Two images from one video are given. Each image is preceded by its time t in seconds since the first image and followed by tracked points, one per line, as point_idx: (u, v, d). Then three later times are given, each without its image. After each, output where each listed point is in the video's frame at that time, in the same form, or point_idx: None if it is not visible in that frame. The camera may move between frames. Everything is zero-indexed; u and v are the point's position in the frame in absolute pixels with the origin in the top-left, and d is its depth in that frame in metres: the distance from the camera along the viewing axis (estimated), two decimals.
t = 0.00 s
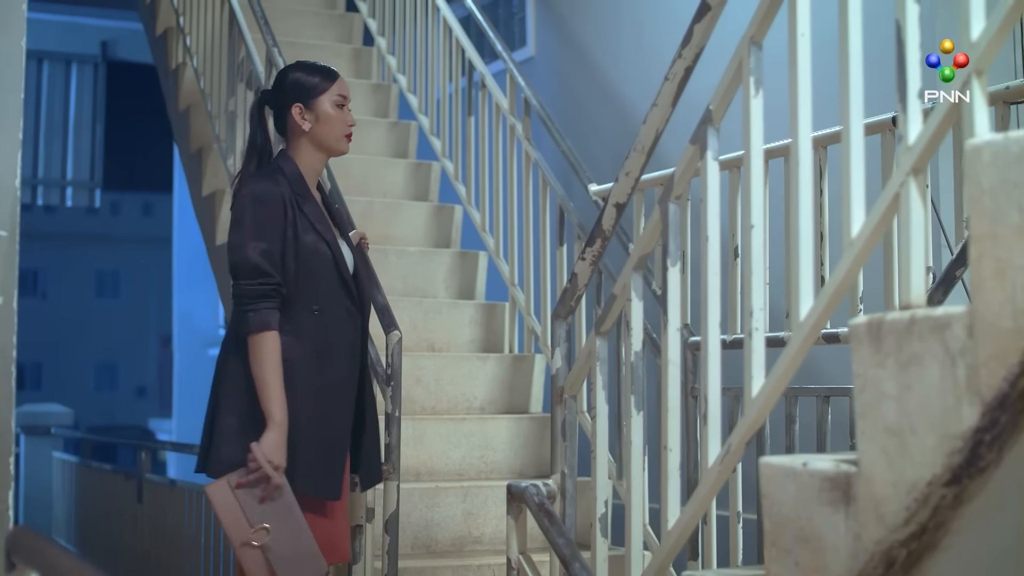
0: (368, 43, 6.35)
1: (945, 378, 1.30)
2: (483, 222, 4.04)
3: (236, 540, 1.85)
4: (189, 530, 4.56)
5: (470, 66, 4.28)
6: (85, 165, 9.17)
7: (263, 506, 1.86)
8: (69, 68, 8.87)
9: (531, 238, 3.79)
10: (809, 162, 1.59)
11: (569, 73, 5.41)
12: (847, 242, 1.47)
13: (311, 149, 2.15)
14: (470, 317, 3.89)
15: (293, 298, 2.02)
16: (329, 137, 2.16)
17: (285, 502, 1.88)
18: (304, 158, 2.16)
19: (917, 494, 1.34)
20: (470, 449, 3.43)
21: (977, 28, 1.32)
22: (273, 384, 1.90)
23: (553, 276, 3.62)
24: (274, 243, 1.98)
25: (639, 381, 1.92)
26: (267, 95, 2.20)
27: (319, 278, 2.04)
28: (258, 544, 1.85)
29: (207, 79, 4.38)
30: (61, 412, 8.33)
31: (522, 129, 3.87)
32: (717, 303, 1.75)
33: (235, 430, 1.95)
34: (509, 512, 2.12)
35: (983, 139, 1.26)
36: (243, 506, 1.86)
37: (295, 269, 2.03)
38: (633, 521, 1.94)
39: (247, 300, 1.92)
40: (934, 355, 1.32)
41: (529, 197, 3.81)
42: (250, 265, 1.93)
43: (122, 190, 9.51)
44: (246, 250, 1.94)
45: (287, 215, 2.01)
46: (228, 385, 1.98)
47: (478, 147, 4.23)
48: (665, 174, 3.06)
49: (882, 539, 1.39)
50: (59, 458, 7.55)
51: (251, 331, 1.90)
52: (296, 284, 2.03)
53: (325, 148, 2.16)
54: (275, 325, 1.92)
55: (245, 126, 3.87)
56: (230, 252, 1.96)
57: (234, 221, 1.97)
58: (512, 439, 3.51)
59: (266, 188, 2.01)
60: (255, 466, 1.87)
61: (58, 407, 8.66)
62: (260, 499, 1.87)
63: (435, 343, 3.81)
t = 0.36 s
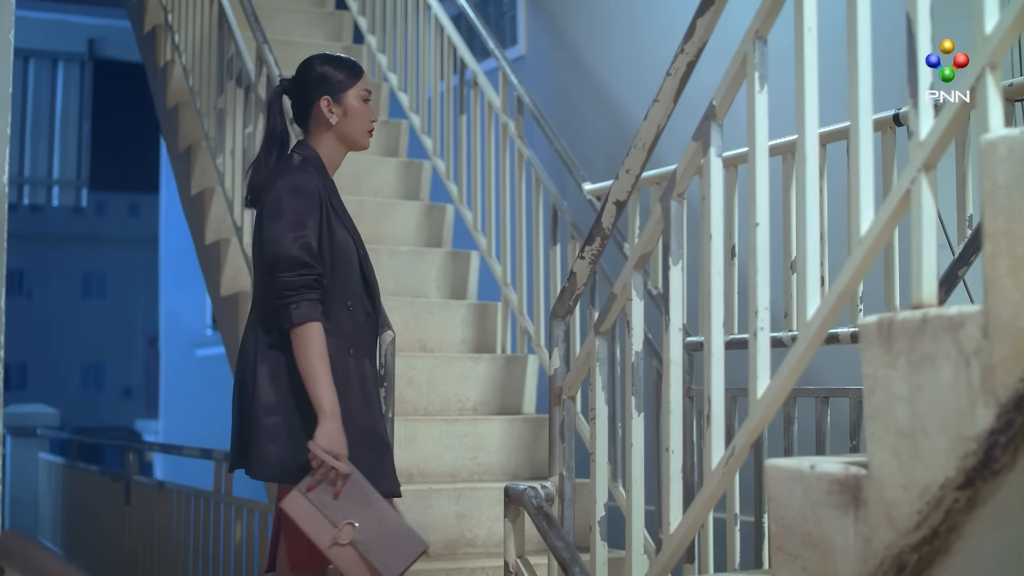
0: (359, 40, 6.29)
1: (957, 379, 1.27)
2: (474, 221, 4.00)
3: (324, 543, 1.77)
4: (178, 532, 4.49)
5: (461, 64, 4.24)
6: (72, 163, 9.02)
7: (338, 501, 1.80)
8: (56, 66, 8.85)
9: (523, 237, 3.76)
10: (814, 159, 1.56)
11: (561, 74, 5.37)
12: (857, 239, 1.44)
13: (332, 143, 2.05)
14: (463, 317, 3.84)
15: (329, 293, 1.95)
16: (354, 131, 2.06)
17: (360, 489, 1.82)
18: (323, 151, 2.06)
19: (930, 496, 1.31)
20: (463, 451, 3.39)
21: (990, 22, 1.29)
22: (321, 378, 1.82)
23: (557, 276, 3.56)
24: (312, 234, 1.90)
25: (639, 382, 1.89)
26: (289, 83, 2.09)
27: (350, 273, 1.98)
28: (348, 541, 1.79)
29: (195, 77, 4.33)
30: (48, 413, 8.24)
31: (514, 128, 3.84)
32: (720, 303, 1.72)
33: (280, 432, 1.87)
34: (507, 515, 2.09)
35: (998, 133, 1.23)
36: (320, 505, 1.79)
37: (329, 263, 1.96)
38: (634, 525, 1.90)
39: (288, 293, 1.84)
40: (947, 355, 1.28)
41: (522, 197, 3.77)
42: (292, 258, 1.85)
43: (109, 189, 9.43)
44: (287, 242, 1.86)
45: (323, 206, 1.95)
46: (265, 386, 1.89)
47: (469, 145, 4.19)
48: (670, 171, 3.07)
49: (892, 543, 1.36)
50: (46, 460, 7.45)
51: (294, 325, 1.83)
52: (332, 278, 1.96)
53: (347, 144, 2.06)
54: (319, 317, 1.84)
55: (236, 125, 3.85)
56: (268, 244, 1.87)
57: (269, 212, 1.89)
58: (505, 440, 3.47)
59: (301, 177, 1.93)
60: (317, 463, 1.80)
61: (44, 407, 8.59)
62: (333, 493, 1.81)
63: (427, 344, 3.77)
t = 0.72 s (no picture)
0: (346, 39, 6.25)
1: (969, 381, 1.24)
2: (465, 222, 3.96)
3: (349, 555, 1.79)
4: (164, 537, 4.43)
5: (451, 64, 4.21)
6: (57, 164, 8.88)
7: (370, 515, 1.81)
8: (41, 65, 8.85)
9: (515, 238, 3.72)
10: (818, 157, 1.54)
11: (551, 74, 5.34)
12: (864, 239, 1.40)
13: (366, 143, 2.01)
14: (453, 318, 3.81)
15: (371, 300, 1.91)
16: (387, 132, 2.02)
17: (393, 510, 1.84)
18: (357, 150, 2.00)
19: (940, 501, 1.28)
20: (454, 454, 3.36)
21: (1002, 17, 1.27)
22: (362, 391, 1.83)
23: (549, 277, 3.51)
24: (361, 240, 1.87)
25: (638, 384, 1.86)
26: (317, 82, 2.03)
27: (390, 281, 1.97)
28: (370, 557, 1.80)
29: (182, 76, 4.27)
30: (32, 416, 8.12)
31: (505, 128, 3.80)
32: (722, 305, 1.69)
33: (323, 437, 1.83)
34: (503, 519, 2.06)
35: (1011, 129, 1.21)
36: (351, 514, 1.80)
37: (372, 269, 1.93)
38: (632, 529, 1.87)
39: (338, 301, 1.82)
40: (959, 356, 1.26)
41: (514, 197, 3.74)
42: (345, 266, 1.83)
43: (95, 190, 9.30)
44: (339, 248, 1.83)
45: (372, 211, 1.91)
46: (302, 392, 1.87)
47: (459, 145, 4.15)
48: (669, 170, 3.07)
49: (901, 549, 1.33)
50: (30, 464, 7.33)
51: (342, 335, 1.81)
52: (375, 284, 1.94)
53: (381, 144, 2.02)
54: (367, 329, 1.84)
55: (224, 124, 3.80)
56: (320, 248, 1.84)
57: (323, 214, 1.85)
58: (497, 443, 3.43)
59: (355, 180, 1.90)
60: (359, 475, 1.81)
61: (28, 409, 8.47)
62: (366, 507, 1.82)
63: (417, 346, 3.73)
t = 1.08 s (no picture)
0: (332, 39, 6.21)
1: (979, 384, 1.22)
2: (454, 223, 3.93)
3: (392, 568, 1.73)
4: (148, 542, 4.37)
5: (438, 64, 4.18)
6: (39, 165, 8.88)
7: (418, 529, 1.75)
8: (22, 65, 8.76)
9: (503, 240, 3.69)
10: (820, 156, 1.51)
11: (539, 75, 5.31)
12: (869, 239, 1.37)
13: (440, 146, 1.95)
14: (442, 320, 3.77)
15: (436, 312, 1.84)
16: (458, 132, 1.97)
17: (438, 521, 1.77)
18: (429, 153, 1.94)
19: (949, 507, 1.25)
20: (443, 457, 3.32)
21: (1012, 13, 1.25)
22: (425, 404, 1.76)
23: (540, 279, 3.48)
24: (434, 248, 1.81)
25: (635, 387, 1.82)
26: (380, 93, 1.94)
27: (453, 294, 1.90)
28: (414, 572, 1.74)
29: (166, 75, 4.22)
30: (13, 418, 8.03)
31: (493, 128, 3.76)
32: (722, 307, 1.66)
33: (374, 446, 1.76)
34: (497, 524, 2.02)
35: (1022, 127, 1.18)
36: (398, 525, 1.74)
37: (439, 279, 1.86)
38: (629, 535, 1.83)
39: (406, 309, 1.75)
40: (968, 359, 1.23)
41: (503, 198, 3.70)
42: (417, 273, 1.76)
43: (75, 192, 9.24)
44: (414, 254, 1.76)
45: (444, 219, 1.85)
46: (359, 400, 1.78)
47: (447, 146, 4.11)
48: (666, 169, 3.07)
49: (909, 555, 1.30)
50: (12, 467, 7.24)
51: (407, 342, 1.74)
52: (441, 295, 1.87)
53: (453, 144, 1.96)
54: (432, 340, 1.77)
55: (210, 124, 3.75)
56: (393, 253, 1.77)
57: (399, 217, 1.78)
58: (487, 446, 3.39)
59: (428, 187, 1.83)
60: (413, 486, 1.75)
61: (9, 413, 8.37)
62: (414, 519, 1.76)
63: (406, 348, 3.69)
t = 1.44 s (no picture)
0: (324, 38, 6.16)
1: (995, 386, 1.19)
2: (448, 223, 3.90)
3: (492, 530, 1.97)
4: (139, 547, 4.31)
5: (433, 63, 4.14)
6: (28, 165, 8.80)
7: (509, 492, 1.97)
8: (12, 65, 8.69)
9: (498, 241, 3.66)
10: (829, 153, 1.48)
11: (533, 75, 5.28)
12: (880, 238, 1.35)
13: (465, 125, 2.01)
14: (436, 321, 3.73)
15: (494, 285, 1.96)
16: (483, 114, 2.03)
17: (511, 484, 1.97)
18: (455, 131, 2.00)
19: (964, 511, 1.22)
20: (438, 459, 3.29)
21: None
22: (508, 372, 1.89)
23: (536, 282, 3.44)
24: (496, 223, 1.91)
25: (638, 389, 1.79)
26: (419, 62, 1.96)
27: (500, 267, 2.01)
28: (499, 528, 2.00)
29: (158, 74, 4.17)
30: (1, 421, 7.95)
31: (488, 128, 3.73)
32: (727, 307, 1.63)
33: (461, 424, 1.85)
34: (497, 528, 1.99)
35: None
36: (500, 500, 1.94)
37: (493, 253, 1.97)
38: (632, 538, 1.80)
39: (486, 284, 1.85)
40: (984, 360, 1.20)
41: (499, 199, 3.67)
42: (489, 248, 1.87)
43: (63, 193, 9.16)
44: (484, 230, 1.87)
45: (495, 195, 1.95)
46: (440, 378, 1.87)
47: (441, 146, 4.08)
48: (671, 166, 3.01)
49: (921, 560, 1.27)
50: None
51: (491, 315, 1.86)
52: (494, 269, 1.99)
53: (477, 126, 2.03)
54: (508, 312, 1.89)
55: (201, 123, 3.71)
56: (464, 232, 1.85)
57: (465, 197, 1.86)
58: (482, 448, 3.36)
59: (482, 166, 1.92)
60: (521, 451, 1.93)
61: None
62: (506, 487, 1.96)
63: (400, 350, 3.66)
